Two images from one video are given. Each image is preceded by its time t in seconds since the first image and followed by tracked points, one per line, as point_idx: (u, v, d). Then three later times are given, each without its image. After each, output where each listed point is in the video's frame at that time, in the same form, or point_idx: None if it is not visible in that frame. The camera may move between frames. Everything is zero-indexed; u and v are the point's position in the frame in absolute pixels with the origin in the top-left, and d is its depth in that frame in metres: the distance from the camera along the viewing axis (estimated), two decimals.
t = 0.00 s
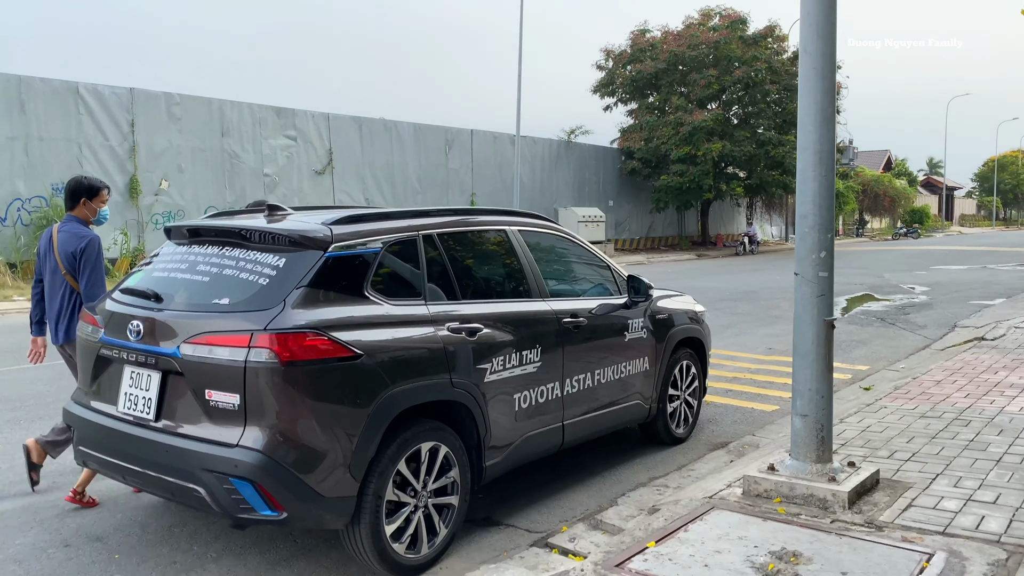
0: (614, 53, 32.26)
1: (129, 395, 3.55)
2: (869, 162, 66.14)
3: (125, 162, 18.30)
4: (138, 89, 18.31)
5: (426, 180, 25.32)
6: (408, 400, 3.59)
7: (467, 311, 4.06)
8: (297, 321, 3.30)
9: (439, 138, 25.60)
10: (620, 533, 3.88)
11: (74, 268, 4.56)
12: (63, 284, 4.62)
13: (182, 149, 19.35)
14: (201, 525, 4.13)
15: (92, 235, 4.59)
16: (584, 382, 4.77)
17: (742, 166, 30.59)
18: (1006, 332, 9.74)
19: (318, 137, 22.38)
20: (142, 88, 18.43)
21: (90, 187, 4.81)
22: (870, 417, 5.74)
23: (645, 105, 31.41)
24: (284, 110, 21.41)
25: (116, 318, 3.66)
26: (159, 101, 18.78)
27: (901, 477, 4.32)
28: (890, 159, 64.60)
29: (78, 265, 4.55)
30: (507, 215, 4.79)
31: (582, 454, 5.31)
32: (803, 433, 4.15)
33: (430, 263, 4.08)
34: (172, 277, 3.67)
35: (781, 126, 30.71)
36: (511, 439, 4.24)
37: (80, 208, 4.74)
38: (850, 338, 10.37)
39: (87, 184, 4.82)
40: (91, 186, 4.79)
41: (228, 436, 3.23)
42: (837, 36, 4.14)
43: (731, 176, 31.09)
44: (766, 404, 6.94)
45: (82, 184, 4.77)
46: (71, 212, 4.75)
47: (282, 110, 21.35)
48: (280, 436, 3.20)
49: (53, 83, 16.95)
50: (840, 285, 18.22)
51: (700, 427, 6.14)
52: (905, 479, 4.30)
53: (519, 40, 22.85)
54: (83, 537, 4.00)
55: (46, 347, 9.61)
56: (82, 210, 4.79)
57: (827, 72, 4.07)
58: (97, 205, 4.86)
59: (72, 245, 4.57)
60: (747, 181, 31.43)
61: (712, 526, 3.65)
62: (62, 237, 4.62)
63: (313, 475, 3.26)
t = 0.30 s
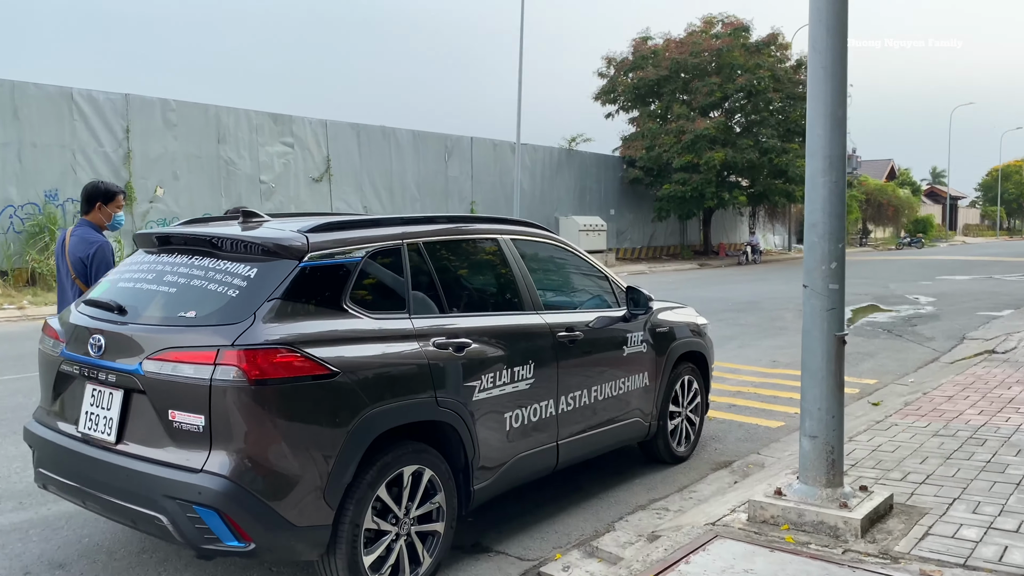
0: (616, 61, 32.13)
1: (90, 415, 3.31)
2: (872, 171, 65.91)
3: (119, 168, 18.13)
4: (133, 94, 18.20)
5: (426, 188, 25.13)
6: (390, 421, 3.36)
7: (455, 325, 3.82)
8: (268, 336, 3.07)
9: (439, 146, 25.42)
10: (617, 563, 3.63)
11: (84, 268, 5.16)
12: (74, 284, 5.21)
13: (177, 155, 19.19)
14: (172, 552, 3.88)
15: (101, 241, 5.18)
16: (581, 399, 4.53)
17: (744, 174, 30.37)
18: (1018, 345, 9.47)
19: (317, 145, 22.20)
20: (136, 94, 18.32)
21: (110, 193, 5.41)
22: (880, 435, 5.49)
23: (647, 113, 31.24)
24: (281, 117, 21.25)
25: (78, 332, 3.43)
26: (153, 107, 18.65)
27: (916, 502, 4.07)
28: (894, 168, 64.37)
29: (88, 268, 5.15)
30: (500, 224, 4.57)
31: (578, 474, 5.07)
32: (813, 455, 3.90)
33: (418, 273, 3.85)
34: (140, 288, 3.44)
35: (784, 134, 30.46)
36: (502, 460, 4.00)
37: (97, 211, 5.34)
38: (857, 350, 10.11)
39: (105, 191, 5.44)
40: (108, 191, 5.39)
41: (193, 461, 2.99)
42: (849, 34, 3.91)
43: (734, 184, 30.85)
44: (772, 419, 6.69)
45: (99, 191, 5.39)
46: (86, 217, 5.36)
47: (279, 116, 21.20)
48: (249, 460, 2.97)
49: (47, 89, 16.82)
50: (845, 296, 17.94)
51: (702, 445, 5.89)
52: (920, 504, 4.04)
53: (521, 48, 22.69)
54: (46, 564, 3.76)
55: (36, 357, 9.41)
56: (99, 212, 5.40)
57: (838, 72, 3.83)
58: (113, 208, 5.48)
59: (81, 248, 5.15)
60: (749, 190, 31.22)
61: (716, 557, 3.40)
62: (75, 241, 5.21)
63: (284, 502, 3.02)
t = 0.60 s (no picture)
0: (624, 63, 31.93)
1: (54, 423, 3.12)
2: (883, 175, 65.47)
3: (125, 169, 17.92)
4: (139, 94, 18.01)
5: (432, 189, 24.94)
6: (372, 433, 3.15)
7: (445, 329, 3.62)
8: (241, 343, 2.87)
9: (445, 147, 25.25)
10: None
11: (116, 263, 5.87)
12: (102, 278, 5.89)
13: (183, 156, 18.99)
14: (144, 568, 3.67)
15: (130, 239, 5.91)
16: (579, 408, 4.32)
17: (754, 176, 30.09)
18: None
19: (322, 145, 22.04)
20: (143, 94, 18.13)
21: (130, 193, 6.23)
22: (894, 447, 5.24)
23: (655, 115, 31.00)
24: (288, 118, 21.09)
25: (44, 336, 3.24)
26: (159, 108, 18.45)
27: (934, 520, 3.84)
28: (904, 172, 63.91)
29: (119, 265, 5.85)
30: (495, 224, 4.36)
31: (576, 486, 4.85)
32: (824, 471, 3.68)
33: (405, 275, 3.64)
34: (109, 290, 3.26)
35: (794, 137, 30.14)
36: (494, 473, 3.79)
37: (117, 211, 6.20)
38: (868, 356, 9.86)
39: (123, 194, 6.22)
40: (127, 190, 6.22)
41: (157, 475, 2.80)
42: (862, 23, 3.68)
43: (744, 187, 30.57)
44: (780, 428, 6.45)
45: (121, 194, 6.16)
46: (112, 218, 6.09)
47: (285, 117, 21.03)
48: (217, 476, 2.77)
49: (53, 88, 16.61)
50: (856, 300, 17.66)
51: (707, 455, 5.66)
52: (937, 522, 3.82)
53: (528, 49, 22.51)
54: None
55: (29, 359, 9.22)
56: (122, 210, 6.27)
57: (852, 64, 3.61)
58: (134, 206, 6.34)
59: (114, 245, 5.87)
60: (759, 193, 30.94)
61: None
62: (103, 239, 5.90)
63: (255, 519, 2.82)
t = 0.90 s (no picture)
0: (635, 66, 31.73)
1: (19, 441, 2.94)
2: (898, 178, 65.07)
3: (131, 172, 17.86)
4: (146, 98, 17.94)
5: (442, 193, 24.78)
6: (358, 453, 2.95)
7: (437, 342, 3.41)
8: (214, 357, 2.68)
9: (455, 150, 25.10)
10: None
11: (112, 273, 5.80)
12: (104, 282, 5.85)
13: (190, 159, 18.91)
14: None
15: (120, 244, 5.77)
16: (583, 423, 4.10)
17: (767, 179, 29.79)
18: None
19: (331, 149, 21.91)
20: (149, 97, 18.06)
21: (139, 193, 6.09)
22: (915, 462, 4.99)
23: (667, 118, 30.77)
24: (296, 121, 20.98)
25: (12, 349, 3.07)
26: (166, 111, 18.38)
27: (960, 544, 3.61)
28: (920, 175, 63.43)
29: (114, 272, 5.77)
30: (494, 229, 4.14)
31: (581, 505, 4.63)
32: (843, 491, 3.45)
33: (399, 283, 3.45)
34: (78, 300, 3.08)
35: (807, 139, 29.79)
36: (491, 492, 3.58)
37: (125, 212, 6.05)
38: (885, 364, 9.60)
39: (134, 190, 6.08)
40: (135, 192, 6.08)
41: (123, 499, 2.61)
42: (883, 14, 3.46)
43: (756, 190, 30.29)
44: (794, 440, 6.21)
45: (128, 192, 6.04)
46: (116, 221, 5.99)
47: (294, 120, 20.92)
48: (187, 500, 2.57)
49: (59, 92, 16.58)
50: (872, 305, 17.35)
51: (719, 470, 5.43)
52: (965, 547, 3.58)
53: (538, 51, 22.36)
54: None
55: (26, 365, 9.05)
56: (130, 211, 6.12)
57: (873, 56, 3.39)
58: (143, 207, 6.18)
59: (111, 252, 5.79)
60: (772, 196, 30.63)
61: None
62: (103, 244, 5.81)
63: (226, 547, 2.62)
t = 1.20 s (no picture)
0: (645, 67, 31.52)
1: None
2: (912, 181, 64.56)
3: (139, 174, 17.73)
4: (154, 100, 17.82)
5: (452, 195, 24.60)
6: (349, 468, 2.76)
7: (434, 348, 3.22)
8: (192, 367, 2.50)
9: (465, 152, 24.93)
10: None
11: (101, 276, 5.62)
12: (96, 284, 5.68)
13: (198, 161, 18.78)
14: None
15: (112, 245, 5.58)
16: (590, 433, 3.90)
17: (779, 181, 29.51)
18: None
19: (340, 151, 21.77)
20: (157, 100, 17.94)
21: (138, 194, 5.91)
22: (939, 474, 4.76)
23: (678, 120, 30.52)
24: (305, 123, 20.84)
25: None
26: (175, 113, 18.26)
27: (991, 565, 3.38)
28: (932, 177, 62.94)
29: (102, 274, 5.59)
30: (498, 229, 3.95)
31: (589, 518, 4.42)
32: (867, 509, 3.24)
33: (394, 286, 3.25)
34: (53, 305, 2.90)
35: (820, 140, 29.48)
36: (493, 508, 3.38)
37: (120, 212, 5.86)
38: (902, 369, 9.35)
39: (131, 191, 5.90)
40: (131, 192, 5.89)
41: (93, 519, 2.43)
42: None
43: (768, 192, 30.02)
44: (811, 450, 5.97)
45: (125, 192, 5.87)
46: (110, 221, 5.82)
47: (302, 122, 20.78)
48: (161, 520, 2.39)
49: (67, 94, 16.49)
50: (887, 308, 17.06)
51: (733, 481, 5.21)
52: (997, 568, 3.36)
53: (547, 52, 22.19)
54: None
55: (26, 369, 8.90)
56: (128, 213, 5.93)
57: (899, 45, 3.18)
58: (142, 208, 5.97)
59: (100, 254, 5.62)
60: (784, 198, 30.34)
61: None
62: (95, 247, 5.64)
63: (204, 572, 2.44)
